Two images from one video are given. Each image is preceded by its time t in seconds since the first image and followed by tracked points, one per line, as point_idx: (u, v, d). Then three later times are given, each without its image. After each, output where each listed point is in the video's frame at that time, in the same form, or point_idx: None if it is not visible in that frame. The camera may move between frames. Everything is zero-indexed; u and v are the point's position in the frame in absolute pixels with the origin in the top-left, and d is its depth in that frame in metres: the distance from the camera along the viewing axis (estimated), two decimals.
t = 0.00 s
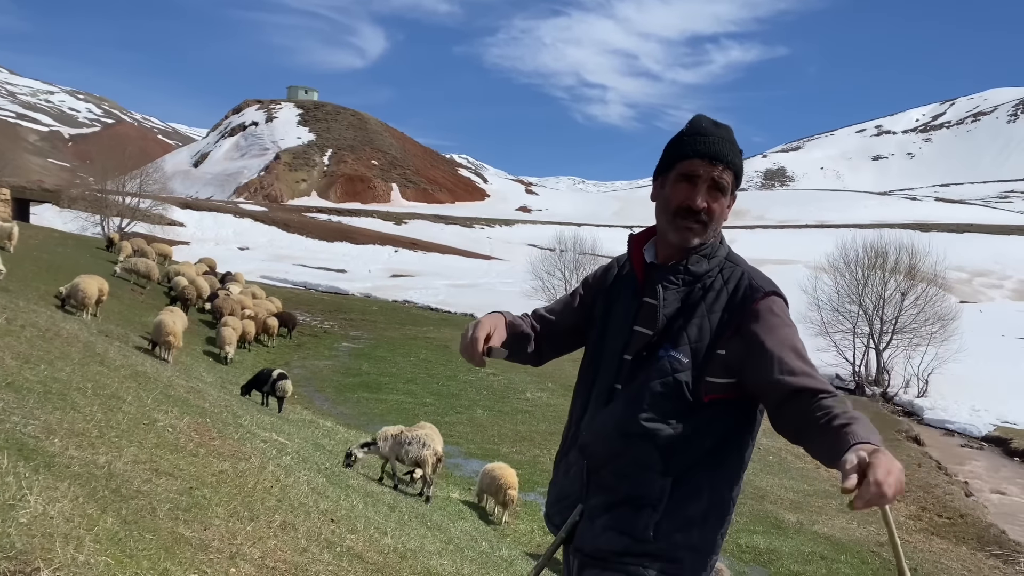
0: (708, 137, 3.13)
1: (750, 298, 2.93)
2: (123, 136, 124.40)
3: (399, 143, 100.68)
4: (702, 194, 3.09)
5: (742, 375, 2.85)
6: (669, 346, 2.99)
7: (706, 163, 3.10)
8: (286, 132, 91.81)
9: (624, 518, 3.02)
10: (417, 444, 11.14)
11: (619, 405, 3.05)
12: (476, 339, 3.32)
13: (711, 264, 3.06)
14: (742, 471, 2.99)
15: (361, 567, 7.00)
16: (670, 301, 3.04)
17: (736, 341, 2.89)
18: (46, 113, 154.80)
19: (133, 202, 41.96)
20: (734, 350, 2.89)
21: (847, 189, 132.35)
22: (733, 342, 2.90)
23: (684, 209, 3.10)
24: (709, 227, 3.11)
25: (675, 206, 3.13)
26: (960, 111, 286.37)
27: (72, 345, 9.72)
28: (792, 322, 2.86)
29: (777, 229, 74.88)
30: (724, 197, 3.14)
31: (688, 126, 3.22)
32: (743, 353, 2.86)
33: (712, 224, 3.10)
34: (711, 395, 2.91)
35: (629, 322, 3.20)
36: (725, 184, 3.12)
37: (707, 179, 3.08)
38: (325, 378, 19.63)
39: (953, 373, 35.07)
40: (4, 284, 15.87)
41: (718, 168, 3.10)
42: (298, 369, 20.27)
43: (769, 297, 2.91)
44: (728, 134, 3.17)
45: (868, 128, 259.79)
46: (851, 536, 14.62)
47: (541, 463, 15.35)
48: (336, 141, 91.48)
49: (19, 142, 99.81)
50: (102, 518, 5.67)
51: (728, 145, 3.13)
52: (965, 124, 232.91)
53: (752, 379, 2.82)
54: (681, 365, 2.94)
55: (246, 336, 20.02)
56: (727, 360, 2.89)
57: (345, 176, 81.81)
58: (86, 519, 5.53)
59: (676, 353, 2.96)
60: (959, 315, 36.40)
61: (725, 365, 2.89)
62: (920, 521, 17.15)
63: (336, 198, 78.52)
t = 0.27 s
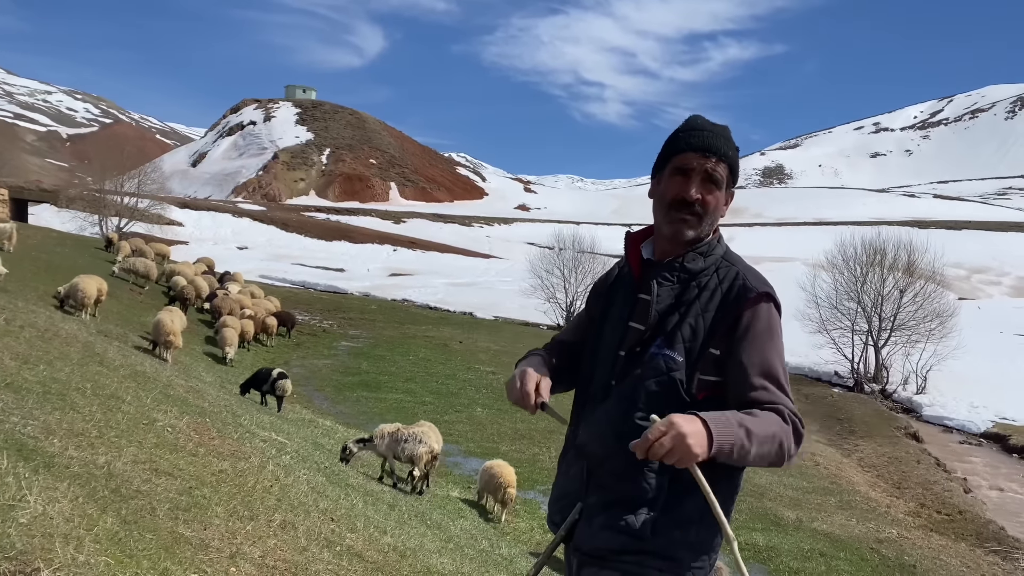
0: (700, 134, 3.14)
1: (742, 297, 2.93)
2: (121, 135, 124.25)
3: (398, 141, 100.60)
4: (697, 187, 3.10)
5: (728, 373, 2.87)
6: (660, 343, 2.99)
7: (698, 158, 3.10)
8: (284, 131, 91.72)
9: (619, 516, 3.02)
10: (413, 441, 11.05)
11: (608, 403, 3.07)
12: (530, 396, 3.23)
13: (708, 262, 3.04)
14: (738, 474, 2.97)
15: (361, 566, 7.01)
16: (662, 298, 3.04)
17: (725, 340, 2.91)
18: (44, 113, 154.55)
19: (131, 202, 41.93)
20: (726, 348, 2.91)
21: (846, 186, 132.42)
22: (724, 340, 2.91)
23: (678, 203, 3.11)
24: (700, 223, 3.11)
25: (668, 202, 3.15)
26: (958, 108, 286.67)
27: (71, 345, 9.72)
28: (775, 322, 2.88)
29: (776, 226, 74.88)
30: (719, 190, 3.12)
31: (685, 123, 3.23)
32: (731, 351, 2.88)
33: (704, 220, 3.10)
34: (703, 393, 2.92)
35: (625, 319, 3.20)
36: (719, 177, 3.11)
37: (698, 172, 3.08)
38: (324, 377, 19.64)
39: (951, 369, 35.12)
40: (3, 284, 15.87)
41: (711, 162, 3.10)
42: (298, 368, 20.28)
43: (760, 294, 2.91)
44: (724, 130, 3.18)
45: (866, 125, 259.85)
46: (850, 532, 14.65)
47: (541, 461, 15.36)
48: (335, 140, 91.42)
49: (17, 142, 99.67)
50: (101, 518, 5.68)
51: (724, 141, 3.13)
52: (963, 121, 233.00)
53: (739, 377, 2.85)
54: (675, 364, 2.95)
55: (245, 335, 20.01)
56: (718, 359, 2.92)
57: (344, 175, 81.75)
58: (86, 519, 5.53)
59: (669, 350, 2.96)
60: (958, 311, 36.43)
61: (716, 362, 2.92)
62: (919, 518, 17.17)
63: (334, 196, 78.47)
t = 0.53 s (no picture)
0: (690, 132, 3.15)
1: (734, 292, 2.91)
2: (119, 135, 124.06)
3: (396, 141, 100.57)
4: (690, 184, 3.09)
5: (718, 371, 2.85)
6: (654, 340, 3.00)
7: (689, 155, 3.10)
8: (283, 130, 91.67)
9: (618, 516, 3.02)
10: (408, 440, 10.91)
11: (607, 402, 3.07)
12: (548, 413, 3.20)
13: (701, 257, 3.03)
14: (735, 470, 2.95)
15: (361, 566, 7.00)
16: (655, 295, 3.04)
17: (716, 336, 2.90)
18: (43, 113, 154.39)
19: (130, 202, 41.90)
20: (718, 343, 2.89)
21: (845, 184, 132.43)
22: (716, 335, 2.90)
23: (671, 200, 3.12)
24: (695, 220, 3.10)
25: (662, 200, 3.15)
26: (956, 106, 287.02)
27: (70, 346, 9.72)
28: (765, 317, 2.83)
29: (775, 224, 74.88)
30: (712, 188, 3.10)
31: (680, 121, 3.23)
32: (723, 346, 2.86)
33: (698, 216, 3.09)
34: (698, 390, 2.91)
35: (623, 315, 3.21)
36: (712, 175, 3.09)
37: (686, 169, 3.08)
38: (323, 377, 19.62)
39: (950, 367, 35.14)
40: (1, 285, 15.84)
41: (703, 159, 3.09)
42: (297, 368, 20.29)
43: (752, 288, 2.88)
44: (718, 129, 3.17)
45: (865, 123, 259.90)
46: (850, 530, 14.66)
47: (540, 461, 15.37)
48: (333, 139, 91.43)
49: (15, 142, 99.59)
50: (101, 519, 5.67)
51: (717, 138, 3.12)
52: (962, 119, 233.07)
53: (729, 373, 2.82)
54: (670, 361, 2.94)
55: (244, 335, 20.00)
56: (711, 355, 2.90)
57: (343, 174, 81.72)
58: (85, 520, 5.53)
59: (661, 347, 2.96)
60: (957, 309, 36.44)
61: (709, 358, 2.90)
62: (919, 516, 17.18)
63: (333, 196, 78.42)
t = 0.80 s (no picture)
0: (688, 132, 3.16)
1: (730, 289, 2.91)
2: (118, 135, 124.06)
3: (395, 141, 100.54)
4: (689, 182, 3.09)
5: (715, 369, 2.84)
6: (652, 339, 2.99)
7: (687, 153, 3.10)
8: (282, 131, 91.63)
9: (618, 516, 3.02)
10: (401, 437, 10.95)
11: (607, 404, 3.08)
12: (544, 404, 3.27)
13: (699, 256, 3.02)
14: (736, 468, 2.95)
15: (361, 567, 7.00)
16: (653, 293, 3.04)
17: (713, 334, 2.90)
18: (42, 115, 154.25)
19: (129, 202, 41.87)
20: (716, 341, 2.89)
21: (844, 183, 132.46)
22: (713, 333, 2.90)
23: (669, 198, 3.11)
24: (693, 219, 3.10)
25: (659, 199, 3.16)
26: (954, 105, 287.35)
27: (70, 347, 9.70)
28: (762, 313, 2.82)
29: (774, 224, 74.88)
30: (711, 187, 3.09)
31: (679, 120, 3.24)
32: (719, 343, 2.86)
33: (697, 215, 3.09)
34: (696, 389, 2.91)
35: (622, 315, 3.22)
36: (710, 173, 3.08)
37: (683, 167, 3.08)
38: (323, 377, 19.61)
39: (950, 366, 35.16)
40: None
41: (700, 158, 3.09)
42: (297, 368, 20.30)
43: (748, 285, 2.87)
44: (717, 127, 3.17)
45: (864, 122, 260.05)
46: (850, 529, 14.66)
47: (540, 460, 15.36)
48: (332, 140, 91.41)
49: (14, 143, 99.50)
50: (100, 521, 5.66)
51: (715, 138, 3.12)
52: (960, 118, 233.21)
53: (726, 370, 2.81)
54: (667, 360, 2.94)
55: (243, 336, 20.00)
56: (709, 352, 2.90)
57: (342, 175, 81.69)
58: (85, 521, 5.52)
59: (659, 346, 2.96)
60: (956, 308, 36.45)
61: (706, 356, 2.90)
62: (920, 515, 17.19)
63: (332, 196, 78.37)
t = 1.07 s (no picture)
0: (695, 132, 3.16)
1: (732, 289, 2.90)
2: (117, 137, 124.03)
3: (394, 142, 100.54)
4: (696, 183, 3.09)
5: (717, 370, 2.84)
6: (653, 339, 2.99)
7: (693, 154, 3.11)
8: (281, 132, 91.62)
9: (618, 517, 3.02)
10: (397, 437, 10.99)
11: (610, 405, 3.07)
12: (544, 402, 3.28)
13: (701, 256, 3.02)
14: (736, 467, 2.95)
15: (361, 568, 7.00)
16: (654, 293, 3.04)
17: (715, 333, 2.90)
18: (41, 116, 154.29)
19: (128, 204, 41.86)
20: (717, 341, 2.89)
21: (843, 183, 132.47)
22: (715, 333, 2.90)
23: (674, 198, 3.11)
24: (698, 222, 3.11)
25: (664, 198, 3.16)
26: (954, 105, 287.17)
27: (70, 349, 9.69)
28: (763, 314, 2.83)
29: (773, 224, 74.86)
30: (716, 189, 3.10)
31: (687, 121, 3.24)
32: (720, 343, 2.86)
33: (701, 217, 3.10)
34: (698, 390, 2.91)
35: (624, 315, 3.21)
36: (715, 175, 3.09)
37: (690, 168, 3.08)
38: (323, 378, 19.61)
39: (949, 365, 35.17)
40: None
41: (708, 159, 3.10)
42: (297, 370, 20.31)
43: (752, 285, 2.87)
44: (726, 130, 3.18)
45: (863, 122, 260.18)
46: (851, 530, 14.65)
47: (541, 461, 15.35)
48: (332, 141, 91.40)
49: (13, 145, 99.44)
50: (101, 523, 5.66)
51: (723, 140, 3.12)
52: (959, 118, 233.36)
53: (727, 371, 2.81)
54: (668, 360, 2.94)
55: (243, 337, 19.99)
56: (710, 353, 2.90)
57: (341, 176, 81.69)
58: (86, 523, 5.52)
59: (660, 346, 2.96)
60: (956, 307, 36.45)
61: (708, 357, 2.90)
62: (920, 515, 17.19)
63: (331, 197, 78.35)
